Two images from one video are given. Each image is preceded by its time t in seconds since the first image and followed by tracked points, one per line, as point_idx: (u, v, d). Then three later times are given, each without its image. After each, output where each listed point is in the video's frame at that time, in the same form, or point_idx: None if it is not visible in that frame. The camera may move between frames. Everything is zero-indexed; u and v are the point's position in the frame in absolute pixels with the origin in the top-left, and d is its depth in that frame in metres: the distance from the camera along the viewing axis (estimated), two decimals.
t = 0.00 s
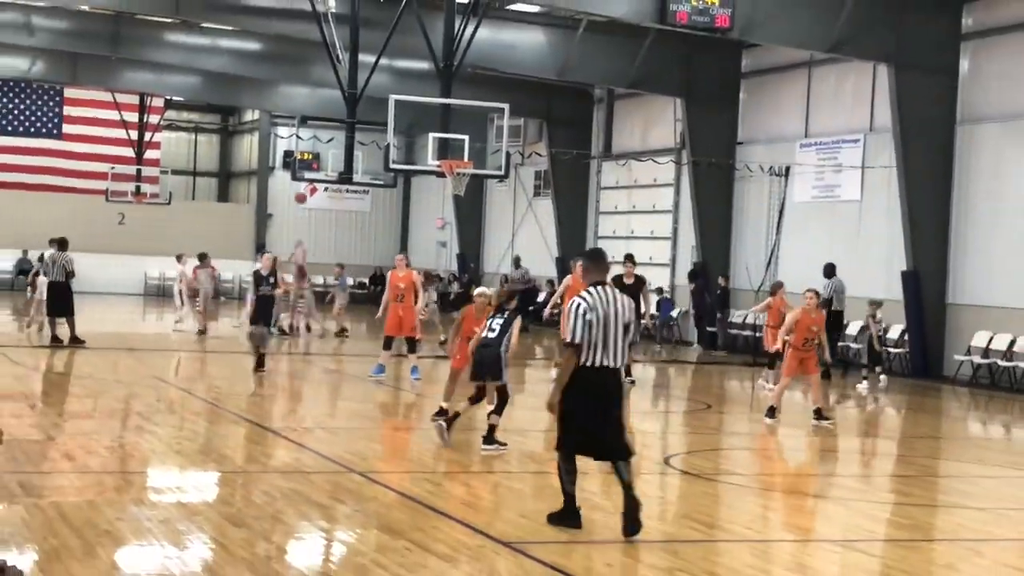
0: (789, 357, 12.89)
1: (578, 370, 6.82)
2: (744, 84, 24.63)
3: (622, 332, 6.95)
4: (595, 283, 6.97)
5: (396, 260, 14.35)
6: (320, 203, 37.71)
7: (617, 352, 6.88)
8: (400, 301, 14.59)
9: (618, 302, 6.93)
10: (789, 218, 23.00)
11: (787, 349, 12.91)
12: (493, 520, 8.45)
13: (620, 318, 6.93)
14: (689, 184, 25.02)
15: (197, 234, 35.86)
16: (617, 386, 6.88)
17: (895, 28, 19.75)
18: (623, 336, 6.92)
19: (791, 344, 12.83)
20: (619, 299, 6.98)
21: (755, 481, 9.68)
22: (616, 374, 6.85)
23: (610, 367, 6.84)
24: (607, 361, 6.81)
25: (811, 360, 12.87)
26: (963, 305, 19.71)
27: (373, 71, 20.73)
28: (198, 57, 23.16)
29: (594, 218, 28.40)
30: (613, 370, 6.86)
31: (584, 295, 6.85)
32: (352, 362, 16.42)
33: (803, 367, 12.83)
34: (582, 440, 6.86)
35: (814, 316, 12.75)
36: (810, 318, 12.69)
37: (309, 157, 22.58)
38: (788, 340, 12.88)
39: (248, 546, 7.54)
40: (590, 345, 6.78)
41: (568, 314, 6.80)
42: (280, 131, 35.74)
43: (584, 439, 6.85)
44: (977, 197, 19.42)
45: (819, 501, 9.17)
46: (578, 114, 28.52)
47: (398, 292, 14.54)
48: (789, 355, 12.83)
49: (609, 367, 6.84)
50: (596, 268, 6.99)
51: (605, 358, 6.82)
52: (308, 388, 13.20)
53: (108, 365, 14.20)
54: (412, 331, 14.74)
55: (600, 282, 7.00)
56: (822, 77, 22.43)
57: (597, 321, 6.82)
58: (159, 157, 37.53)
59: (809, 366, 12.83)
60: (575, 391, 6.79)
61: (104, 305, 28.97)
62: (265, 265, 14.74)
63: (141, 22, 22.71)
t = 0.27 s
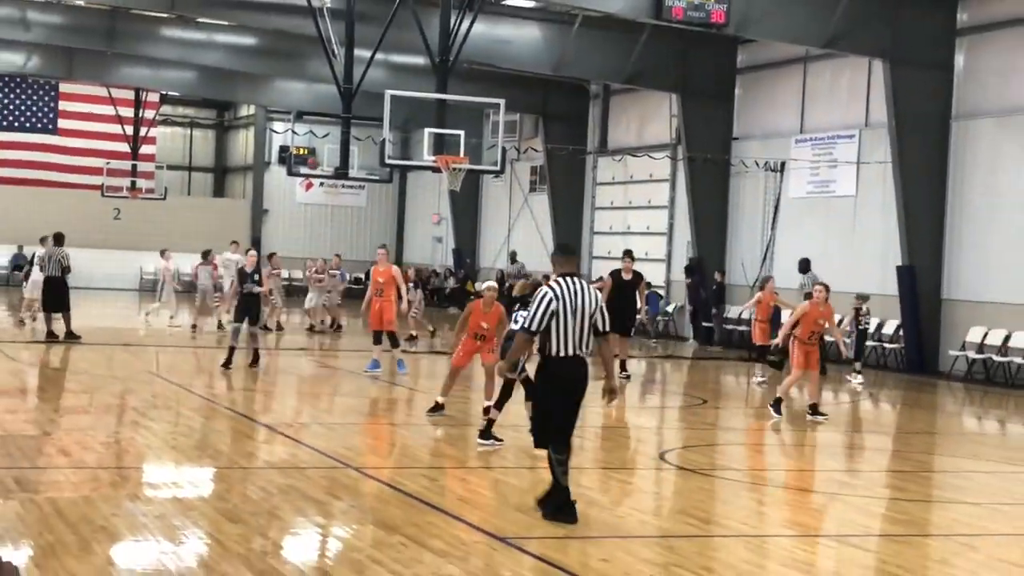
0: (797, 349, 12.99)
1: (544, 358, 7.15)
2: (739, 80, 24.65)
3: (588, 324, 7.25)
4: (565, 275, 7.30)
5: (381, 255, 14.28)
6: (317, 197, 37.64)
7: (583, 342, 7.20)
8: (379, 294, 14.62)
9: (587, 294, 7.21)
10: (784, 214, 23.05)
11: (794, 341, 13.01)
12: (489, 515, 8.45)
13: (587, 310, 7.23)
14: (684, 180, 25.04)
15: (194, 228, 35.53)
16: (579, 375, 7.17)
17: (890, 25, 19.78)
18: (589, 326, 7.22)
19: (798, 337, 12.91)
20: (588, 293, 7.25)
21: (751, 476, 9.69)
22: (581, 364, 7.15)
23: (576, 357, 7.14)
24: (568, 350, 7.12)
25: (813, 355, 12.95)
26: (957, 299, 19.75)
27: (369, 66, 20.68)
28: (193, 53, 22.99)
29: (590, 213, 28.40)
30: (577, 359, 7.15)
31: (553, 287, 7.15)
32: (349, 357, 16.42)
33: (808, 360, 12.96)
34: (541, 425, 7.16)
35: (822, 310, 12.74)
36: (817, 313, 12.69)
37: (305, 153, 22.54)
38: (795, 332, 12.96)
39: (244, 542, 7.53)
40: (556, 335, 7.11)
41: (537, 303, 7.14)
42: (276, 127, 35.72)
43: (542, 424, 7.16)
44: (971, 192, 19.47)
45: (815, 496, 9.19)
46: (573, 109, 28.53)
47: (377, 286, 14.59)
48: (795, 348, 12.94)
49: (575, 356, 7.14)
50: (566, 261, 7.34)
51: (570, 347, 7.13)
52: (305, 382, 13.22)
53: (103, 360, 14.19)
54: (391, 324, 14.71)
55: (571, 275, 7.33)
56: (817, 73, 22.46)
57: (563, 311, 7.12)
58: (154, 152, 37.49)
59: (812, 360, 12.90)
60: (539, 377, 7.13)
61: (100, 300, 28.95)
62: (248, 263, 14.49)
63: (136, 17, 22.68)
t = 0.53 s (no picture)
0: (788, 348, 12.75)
1: (509, 353, 7.26)
2: (728, 75, 24.70)
3: (551, 320, 7.43)
4: (529, 271, 7.45)
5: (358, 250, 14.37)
6: (306, 193, 37.82)
7: (546, 337, 7.36)
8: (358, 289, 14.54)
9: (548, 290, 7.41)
10: (772, 210, 23.12)
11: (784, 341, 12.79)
12: (477, 511, 8.45)
13: (550, 306, 7.42)
14: (673, 175, 25.10)
15: (183, 224, 35.61)
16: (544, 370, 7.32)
17: (878, 21, 19.82)
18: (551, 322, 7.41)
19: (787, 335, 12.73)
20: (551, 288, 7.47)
21: (739, 472, 9.71)
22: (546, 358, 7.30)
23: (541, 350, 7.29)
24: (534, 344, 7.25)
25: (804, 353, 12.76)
26: (945, 295, 19.83)
27: (358, 62, 20.67)
28: (181, 49, 23.05)
29: (580, 208, 28.47)
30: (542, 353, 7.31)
31: (517, 282, 7.33)
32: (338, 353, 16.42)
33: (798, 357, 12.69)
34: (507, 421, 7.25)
35: (811, 307, 12.80)
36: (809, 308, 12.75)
37: (294, 148, 22.54)
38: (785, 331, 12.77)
39: (233, 538, 7.52)
40: (521, 329, 7.24)
41: (501, 299, 7.28)
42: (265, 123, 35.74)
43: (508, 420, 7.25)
44: (959, 188, 19.54)
45: (804, 491, 9.21)
46: (563, 105, 28.60)
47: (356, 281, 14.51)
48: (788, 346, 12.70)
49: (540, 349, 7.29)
50: (532, 257, 7.45)
51: (535, 341, 7.27)
52: (295, 378, 13.22)
53: (92, 355, 14.17)
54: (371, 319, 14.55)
55: (536, 271, 7.48)
56: (806, 69, 22.55)
57: (528, 306, 7.30)
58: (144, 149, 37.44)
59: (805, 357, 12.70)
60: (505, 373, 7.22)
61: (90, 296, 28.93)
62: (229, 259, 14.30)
63: (125, 13, 22.68)
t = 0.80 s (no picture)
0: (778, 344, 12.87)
1: (476, 342, 7.39)
2: (713, 71, 24.77)
3: (515, 309, 7.58)
4: (491, 261, 7.54)
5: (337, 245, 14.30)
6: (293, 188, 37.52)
7: (510, 326, 7.52)
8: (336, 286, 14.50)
9: (512, 280, 7.55)
10: (757, 206, 23.24)
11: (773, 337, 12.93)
12: (463, 507, 8.44)
13: (512, 294, 7.56)
14: (658, 171, 25.15)
15: (167, 220, 35.57)
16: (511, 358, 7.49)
17: (861, 18, 19.89)
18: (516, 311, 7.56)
19: (777, 331, 12.86)
20: (513, 278, 7.60)
21: (724, 466, 9.73)
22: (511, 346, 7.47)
23: (506, 338, 7.47)
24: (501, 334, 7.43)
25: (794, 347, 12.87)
26: (929, 289, 19.93)
27: (342, 57, 20.58)
28: (164, 44, 22.99)
29: (564, 204, 28.55)
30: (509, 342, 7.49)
31: (482, 273, 7.45)
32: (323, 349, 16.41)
33: (790, 352, 12.83)
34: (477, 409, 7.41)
35: (796, 300, 12.93)
36: (794, 302, 12.87)
37: (279, 144, 22.40)
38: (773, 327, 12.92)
39: (218, 534, 7.50)
40: (487, 319, 7.38)
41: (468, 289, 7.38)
42: (250, 119, 35.69)
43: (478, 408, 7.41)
44: (943, 184, 19.62)
45: (788, 486, 9.23)
46: (548, 100, 28.62)
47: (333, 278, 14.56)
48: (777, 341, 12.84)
49: (505, 338, 7.46)
50: (493, 247, 7.54)
51: (499, 331, 7.44)
52: (281, 375, 13.21)
53: (76, 352, 14.14)
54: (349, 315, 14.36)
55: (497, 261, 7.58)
56: (790, 64, 22.69)
57: (494, 295, 7.43)
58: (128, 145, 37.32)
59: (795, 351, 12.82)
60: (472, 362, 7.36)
61: (77, 293, 28.83)
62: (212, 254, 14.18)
63: (108, 7, 22.59)
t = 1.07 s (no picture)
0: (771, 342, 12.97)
1: (430, 340, 7.38)
2: (696, 67, 24.90)
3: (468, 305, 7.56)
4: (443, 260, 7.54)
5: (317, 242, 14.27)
6: (275, 185, 37.78)
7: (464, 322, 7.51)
8: (314, 282, 14.52)
9: (466, 276, 7.53)
10: (740, 202, 23.41)
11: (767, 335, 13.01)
12: (447, 503, 8.45)
13: (466, 291, 7.54)
14: (641, 167, 25.24)
15: (151, 219, 35.89)
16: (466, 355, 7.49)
17: (844, 13, 19.94)
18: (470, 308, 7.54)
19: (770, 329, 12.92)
20: (466, 276, 7.58)
21: (708, 462, 9.76)
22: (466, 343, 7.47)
23: (461, 335, 7.46)
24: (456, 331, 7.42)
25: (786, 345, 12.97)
26: (912, 285, 20.04)
27: (325, 55, 20.55)
28: (145, 42, 22.90)
29: (548, 200, 28.71)
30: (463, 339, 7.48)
31: (434, 271, 7.42)
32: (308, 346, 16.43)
33: (782, 351, 12.96)
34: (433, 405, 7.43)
35: (788, 298, 12.76)
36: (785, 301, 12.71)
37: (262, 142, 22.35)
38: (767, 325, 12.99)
39: (202, 532, 7.49)
40: (441, 317, 7.37)
41: (421, 288, 7.34)
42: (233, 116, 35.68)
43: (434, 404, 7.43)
44: (925, 180, 19.77)
45: (772, 482, 9.26)
46: (531, 96, 28.71)
47: (311, 273, 14.54)
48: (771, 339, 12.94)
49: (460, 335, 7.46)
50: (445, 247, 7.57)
51: (454, 328, 7.43)
52: (266, 372, 13.21)
53: (59, 350, 14.12)
54: (327, 313, 14.49)
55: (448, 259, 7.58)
56: (772, 61, 22.92)
57: (448, 293, 7.41)
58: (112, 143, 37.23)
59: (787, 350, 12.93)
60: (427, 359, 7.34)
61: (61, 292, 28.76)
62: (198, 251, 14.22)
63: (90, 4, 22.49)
